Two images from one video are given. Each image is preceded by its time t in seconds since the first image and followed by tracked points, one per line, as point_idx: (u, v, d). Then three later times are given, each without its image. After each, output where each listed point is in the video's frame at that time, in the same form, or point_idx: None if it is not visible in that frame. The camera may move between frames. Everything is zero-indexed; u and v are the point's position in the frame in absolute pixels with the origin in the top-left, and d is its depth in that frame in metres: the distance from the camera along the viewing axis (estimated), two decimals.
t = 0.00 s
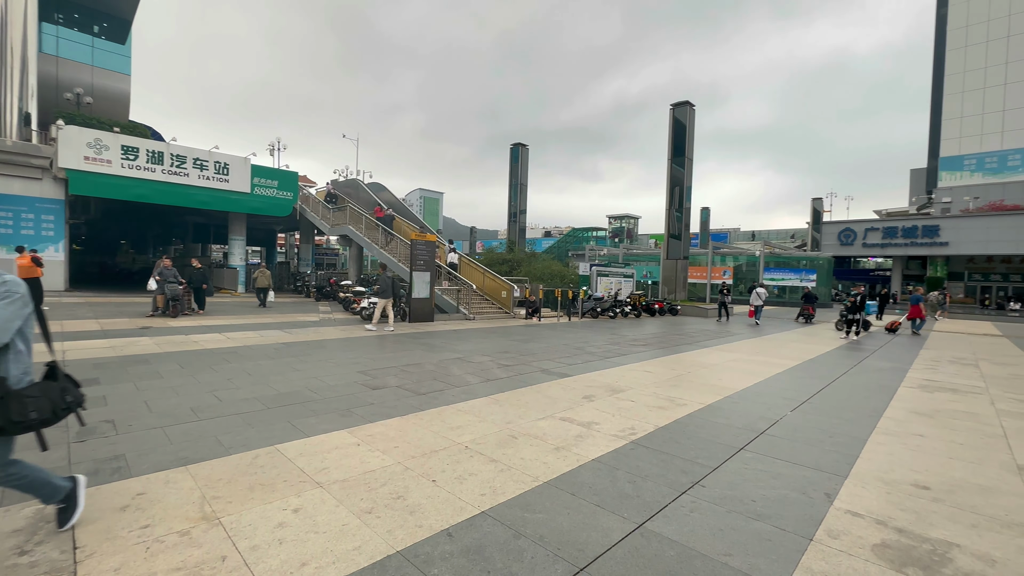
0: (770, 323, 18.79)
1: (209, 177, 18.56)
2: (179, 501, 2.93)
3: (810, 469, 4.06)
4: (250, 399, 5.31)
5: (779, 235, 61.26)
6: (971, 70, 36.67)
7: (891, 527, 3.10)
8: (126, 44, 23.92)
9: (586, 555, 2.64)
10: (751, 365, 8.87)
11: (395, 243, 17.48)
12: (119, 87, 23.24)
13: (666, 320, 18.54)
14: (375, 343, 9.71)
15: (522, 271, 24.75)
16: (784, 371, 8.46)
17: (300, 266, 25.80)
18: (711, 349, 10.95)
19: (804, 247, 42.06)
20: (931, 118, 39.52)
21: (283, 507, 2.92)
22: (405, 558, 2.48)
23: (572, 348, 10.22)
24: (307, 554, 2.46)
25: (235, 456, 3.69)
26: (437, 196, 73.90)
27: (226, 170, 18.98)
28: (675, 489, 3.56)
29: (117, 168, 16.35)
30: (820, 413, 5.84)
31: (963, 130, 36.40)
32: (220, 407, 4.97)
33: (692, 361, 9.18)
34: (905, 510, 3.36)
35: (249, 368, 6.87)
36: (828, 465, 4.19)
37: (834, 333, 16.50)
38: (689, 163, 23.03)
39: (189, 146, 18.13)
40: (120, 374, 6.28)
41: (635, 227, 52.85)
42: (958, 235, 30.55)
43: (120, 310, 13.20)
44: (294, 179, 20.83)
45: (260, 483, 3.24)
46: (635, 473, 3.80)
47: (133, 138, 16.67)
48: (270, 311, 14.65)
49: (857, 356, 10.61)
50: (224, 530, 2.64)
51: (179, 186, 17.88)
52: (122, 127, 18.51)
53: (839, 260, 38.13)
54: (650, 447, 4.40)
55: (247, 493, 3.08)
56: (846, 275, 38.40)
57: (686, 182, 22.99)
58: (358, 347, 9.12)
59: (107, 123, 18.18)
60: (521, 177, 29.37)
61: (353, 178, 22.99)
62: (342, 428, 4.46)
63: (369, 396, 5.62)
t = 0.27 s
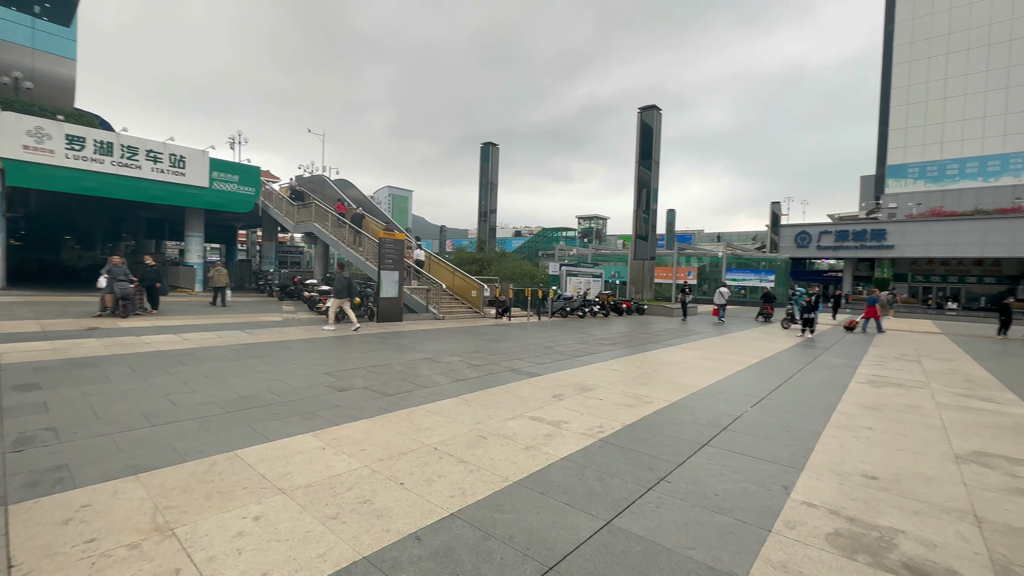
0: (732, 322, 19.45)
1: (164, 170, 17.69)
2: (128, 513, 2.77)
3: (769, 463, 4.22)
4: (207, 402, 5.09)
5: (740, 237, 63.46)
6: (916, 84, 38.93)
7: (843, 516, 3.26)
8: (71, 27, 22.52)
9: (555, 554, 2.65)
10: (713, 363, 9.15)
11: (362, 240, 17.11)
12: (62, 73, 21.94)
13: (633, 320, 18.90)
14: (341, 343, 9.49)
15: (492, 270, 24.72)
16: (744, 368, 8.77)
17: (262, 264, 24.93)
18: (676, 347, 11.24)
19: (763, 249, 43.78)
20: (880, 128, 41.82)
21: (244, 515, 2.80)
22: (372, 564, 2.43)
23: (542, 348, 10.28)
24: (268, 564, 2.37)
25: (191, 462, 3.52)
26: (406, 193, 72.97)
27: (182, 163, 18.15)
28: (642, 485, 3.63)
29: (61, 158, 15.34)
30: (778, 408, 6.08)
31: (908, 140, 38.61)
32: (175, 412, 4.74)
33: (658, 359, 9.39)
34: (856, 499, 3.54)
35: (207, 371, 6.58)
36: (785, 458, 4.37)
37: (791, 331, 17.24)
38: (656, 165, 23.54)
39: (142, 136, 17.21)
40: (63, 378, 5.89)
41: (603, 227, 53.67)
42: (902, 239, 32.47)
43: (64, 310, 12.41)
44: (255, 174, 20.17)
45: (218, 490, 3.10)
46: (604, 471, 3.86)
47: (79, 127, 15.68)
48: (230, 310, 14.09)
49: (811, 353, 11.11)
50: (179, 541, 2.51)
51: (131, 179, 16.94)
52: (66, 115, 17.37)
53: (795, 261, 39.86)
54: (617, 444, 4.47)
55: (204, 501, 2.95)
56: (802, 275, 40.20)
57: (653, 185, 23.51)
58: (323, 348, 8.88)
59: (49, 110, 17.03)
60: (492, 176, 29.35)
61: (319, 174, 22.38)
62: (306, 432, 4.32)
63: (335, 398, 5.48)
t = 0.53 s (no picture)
0: (694, 320, 20.07)
1: (110, 160, 16.63)
2: (67, 526, 2.59)
3: (728, 457, 4.37)
4: (158, 406, 4.83)
5: (702, 237, 65.58)
6: (864, 94, 41.10)
7: (796, 505, 3.41)
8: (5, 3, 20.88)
9: (522, 552, 2.66)
10: (676, 360, 9.40)
11: (326, 237, 16.63)
12: None
13: (599, 318, 19.21)
14: (303, 343, 9.20)
15: (460, 268, 24.55)
16: (705, 365, 9.05)
17: (218, 260, 23.89)
18: (641, 345, 11.49)
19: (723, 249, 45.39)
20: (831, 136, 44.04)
21: (196, 524, 2.67)
22: (335, 570, 2.36)
23: (509, 346, 10.30)
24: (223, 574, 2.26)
25: (139, 470, 3.33)
26: (372, 189, 71.63)
27: (130, 153, 17.12)
28: (608, 481, 3.68)
29: None
30: (737, 403, 6.30)
31: (856, 148, 40.73)
32: (122, 416, 4.47)
33: (624, 357, 9.56)
34: (808, 489, 3.71)
35: (158, 373, 6.25)
36: (743, 451, 4.54)
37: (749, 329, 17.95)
38: (622, 167, 23.97)
39: (85, 123, 16.10)
40: None
41: (571, 226, 54.29)
42: (850, 241, 34.29)
43: None
44: (212, 166, 19.15)
45: (168, 499, 2.94)
46: (570, 468, 3.90)
47: (12, 111, 14.54)
48: (183, 309, 13.43)
49: (767, 350, 11.59)
50: (124, 554, 2.37)
51: (72, 169, 15.87)
52: None
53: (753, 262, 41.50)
54: (584, 441, 4.52)
55: (153, 511, 2.79)
56: (759, 275, 41.89)
57: (620, 185, 23.94)
58: (284, 347, 8.60)
59: None
60: (460, 174, 29.16)
61: (280, 168, 21.60)
62: (264, 435, 4.17)
63: (296, 400, 5.31)
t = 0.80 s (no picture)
0: (662, 318, 20.53)
1: (56, 148, 15.65)
2: (5, 539, 2.42)
3: (694, 451, 4.48)
4: (109, 409, 4.58)
5: (670, 236, 67.14)
6: (821, 102, 42.85)
7: (757, 497, 3.53)
8: None
9: (492, 550, 2.65)
10: (645, 357, 9.58)
11: (293, 233, 16.14)
12: None
13: (570, 316, 19.39)
14: (267, 342, 8.91)
15: (431, 265, 24.31)
16: (673, 362, 9.26)
17: (176, 256, 22.85)
18: (610, 342, 11.66)
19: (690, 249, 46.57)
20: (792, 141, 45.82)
21: (151, 532, 2.55)
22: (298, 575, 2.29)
23: (481, 344, 10.26)
24: None
25: (88, 477, 3.15)
26: (341, 183, 70.14)
27: (79, 141, 16.17)
28: (577, 477, 3.71)
29: None
30: (702, 399, 6.48)
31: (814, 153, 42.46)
32: (68, 420, 4.22)
33: (594, 354, 9.68)
34: (768, 480, 3.85)
35: (109, 374, 5.92)
36: (707, 445, 4.66)
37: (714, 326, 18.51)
38: (593, 166, 24.26)
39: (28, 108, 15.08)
40: None
41: (542, 224, 54.60)
42: (808, 241, 35.81)
43: None
44: (169, 157, 18.38)
45: (120, 507, 2.79)
46: (541, 465, 3.91)
47: None
48: (138, 307, 12.78)
49: (732, 347, 11.96)
50: (70, 566, 2.23)
51: (13, 157, 14.80)
52: None
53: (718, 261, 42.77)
54: (554, 438, 4.55)
55: (102, 520, 2.64)
56: (723, 275, 43.22)
57: (591, 185, 24.23)
58: (247, 346, 8.30)
59: None
60: (432, 171, 28.90)
61: (244, 161, 20.82)
62: (225, 437, 4.01)
63: (259, 401, 5.13)
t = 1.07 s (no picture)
0: (632, 315, 20.91)
1: None
2: None
3: (662, 445, 4.58)
4: (58, 411, 4.33)
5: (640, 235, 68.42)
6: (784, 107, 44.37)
7: (722, 488, 3.64)
8: None
9: (463, 548, 2.64)
10: (615, 354, 9.73)
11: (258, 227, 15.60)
12: None
13: (543, 313, 19.51)
14: (230, 339, 8.61)
15: (402, 262, 24.00)
16: (642, 358, 9.45)
17: (132, 250, 21.75)
18: (582, 339, 11.80)
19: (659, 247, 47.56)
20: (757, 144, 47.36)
21: (102, 540, 2.42)
22: None
23: (453, 341, 10.20)
24: None
25: (32, 484, 2.96)
26: (310, 177, 68.50)
27: (24, 126, 15.18)
28: (548, 473, 3.74)
29: None
30: (670, 394, 6.63)
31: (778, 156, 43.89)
32: (11, 424, 3.96)
33: (566, 351, 9.76)
34: (732, 472, 3.98)
35: (57, 374, 5.59)
36: (676, 439, 4.78)
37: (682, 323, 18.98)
38: (566, 164, 24.43)
39: None
40: None
41: (515, 222, 54.70)
42: (772, 242, 37.10)
43: None
44: (124, 145, 17.49)
45: (68, 514, 2.64)
46: (513, 461, 3.92)
47: None
48: (90, 303, 12.11)
49: (699, 343, 12.30)
50: None
51: None
52: None
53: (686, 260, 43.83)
54: (526, 435, 4.56)
55: (48, 528, 2.49)
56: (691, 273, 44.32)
57: (563, 183, 24.39)
58: (209, 344, 7.99)
59: None
60: (403, 165, 28.47)
61: (206, 151, 19.97)
62: (185, 439, 3.85)
63: (222, 400, 4.95)
